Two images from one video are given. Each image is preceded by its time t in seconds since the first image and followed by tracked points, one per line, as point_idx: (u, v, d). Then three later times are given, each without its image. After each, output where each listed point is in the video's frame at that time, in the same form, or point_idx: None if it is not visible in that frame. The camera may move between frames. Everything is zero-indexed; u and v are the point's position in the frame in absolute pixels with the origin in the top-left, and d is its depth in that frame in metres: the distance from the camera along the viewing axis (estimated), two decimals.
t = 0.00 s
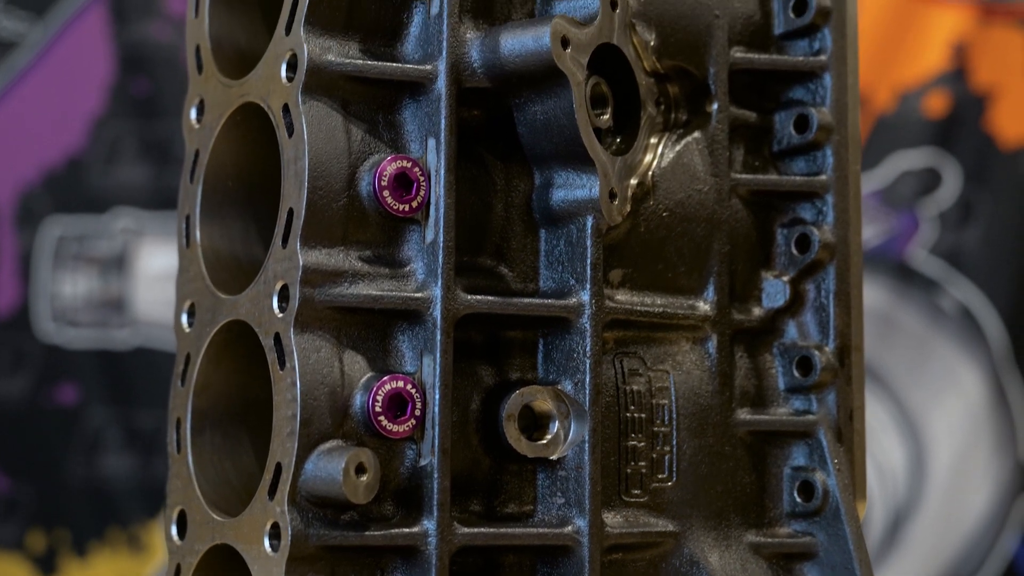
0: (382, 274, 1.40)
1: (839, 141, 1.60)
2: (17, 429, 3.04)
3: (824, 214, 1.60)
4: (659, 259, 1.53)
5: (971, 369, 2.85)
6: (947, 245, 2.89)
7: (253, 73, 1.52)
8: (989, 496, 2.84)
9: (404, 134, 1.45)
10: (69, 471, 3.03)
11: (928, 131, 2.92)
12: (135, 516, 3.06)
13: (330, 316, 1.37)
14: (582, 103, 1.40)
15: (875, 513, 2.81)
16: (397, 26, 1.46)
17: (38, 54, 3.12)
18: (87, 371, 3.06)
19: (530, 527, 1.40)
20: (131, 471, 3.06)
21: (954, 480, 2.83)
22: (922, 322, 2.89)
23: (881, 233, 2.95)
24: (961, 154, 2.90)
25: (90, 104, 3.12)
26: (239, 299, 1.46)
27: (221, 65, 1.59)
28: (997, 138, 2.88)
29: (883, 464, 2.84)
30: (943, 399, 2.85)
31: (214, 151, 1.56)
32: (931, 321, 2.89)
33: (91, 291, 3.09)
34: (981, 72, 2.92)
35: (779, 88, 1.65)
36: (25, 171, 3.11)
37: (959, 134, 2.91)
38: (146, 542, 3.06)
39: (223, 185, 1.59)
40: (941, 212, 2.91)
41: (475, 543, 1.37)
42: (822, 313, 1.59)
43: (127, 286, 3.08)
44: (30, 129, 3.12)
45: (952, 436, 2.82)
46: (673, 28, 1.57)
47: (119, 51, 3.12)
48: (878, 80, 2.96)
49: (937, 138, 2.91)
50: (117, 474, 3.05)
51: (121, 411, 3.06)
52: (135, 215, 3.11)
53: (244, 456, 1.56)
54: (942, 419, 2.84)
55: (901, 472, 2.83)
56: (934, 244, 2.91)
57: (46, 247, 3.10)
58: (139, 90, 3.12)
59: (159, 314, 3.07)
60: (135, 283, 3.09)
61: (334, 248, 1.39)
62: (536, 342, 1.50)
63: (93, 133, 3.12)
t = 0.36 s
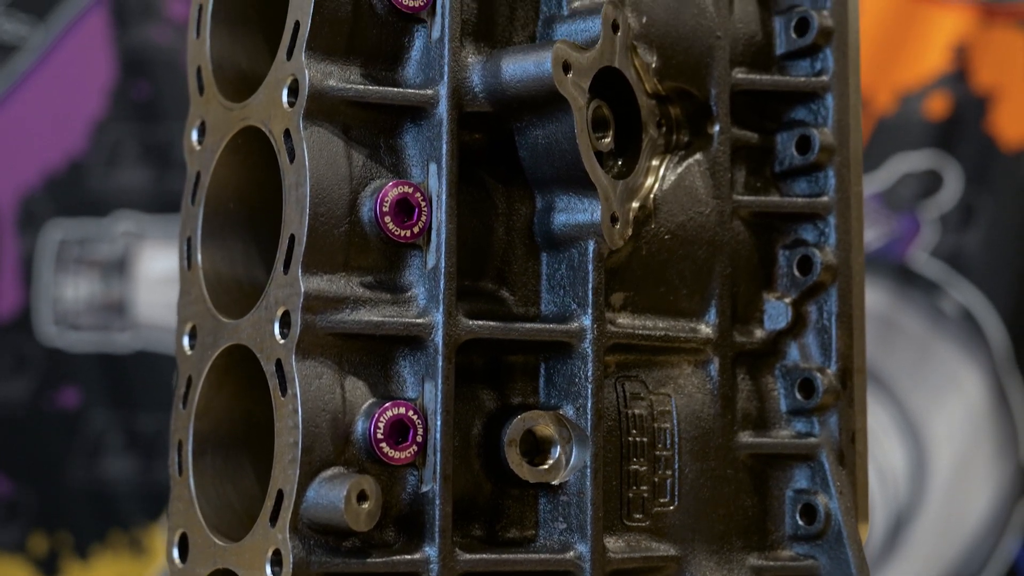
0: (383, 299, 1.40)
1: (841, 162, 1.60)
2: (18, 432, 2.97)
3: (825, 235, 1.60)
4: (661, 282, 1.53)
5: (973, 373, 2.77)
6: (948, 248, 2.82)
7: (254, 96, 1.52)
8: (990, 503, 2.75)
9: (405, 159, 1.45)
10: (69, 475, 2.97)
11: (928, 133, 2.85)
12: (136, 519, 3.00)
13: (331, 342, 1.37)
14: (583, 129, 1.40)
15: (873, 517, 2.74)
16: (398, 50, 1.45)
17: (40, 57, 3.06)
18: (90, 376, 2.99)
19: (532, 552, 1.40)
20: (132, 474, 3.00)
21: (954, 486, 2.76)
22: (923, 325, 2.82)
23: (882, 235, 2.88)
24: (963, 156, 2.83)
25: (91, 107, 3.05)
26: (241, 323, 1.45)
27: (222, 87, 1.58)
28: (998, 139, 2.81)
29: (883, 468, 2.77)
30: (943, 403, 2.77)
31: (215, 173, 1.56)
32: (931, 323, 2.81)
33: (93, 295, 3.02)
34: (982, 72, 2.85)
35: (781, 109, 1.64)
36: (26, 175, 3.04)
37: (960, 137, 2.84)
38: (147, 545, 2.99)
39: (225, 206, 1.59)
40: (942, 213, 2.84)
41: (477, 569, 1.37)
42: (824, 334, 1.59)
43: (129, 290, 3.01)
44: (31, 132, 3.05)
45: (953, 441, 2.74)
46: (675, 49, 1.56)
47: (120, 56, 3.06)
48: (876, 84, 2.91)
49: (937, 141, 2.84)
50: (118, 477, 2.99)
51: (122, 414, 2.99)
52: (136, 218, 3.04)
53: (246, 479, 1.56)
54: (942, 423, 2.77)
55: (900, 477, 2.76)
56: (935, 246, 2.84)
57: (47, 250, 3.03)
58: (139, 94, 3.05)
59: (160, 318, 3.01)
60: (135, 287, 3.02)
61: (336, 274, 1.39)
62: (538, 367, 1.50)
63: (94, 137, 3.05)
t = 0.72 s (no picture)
0: (387, 325, 1.40)
1: (845, 184, 1.59)
2: (20, 436, 2.81)
3: (829, 257, 1.59)
4: (664, 305, 1.52)
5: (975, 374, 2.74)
6: (950, 249, 2.79)
7: (257, 119, 1.52)
8: (993, 503, 2.74)
9: (408, 185, 1.44)
10: (73, 476, 2.81)
11: (931, 135, 2.83)
12: (139, 520, 2.83)
13: (335, 369, 1.37)
14: (586, 154, 1.40)
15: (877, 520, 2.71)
16: (401, 75, 1.45)
17: (41, 60, 2.89)
18: (93, 380, 2.83)
19: None
20: (134, 476, 2.83)
21: (957, 487, 2.73)
22: (925, 326, 2.79)
23: (884, 237, 2.85)
24: (966, 157, 2.80)
25: (94, 111, 2.89)
26: (244, 347, 1.45)
27: (225, 109, 1.59)
28: (1001, 140, 2.79)
29: (886, 471, 2.74)
30: (946, 404, 2.75)
31: (217, 195, 1.56)
32: (933, 325, 2.78)
33: (95, 298, 2.86)
34: (985, 73, 2.83)
35: (784, 129, 1.63)
36: (26, 178, 2.87)
37: (963, 137, 2.81)
38: (150, 547, 2.83)
39: (228, 227, 1.58)
40: (944, 215, 2.81)
41: None
42: (828, 357, 1.58)
43: (132, 292, 2.86)
44: (31, 133, 2.88)
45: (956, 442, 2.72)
46: (678, 71, 1.55)
47: (122, 58, 2.90)
48: (878, 85, 2.87)
49: (940, 143, 2.82)
50: (121, 477, 2.82)
51: (125, 416, 2.83)
52: (138, 220, 2.88)
53: (250, 502, 1.55)
54: (944, 424, 2.74)
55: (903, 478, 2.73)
56: (937, 248, 2.81)
57: (50, 254, 2.87)
58: (141, 96, 2.89)
59: (163, 321, 2.86)
60: (139, 290, 2.87)
61: (339, 301, 1.38)
62: (541, 391, 1.50)
63: (97, 140, 2.89)
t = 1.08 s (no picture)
0: (390, 352, 1.40)
1: (849, 207, 1.59)
2: (26, 440, 2.77)
3: (833, 280, 1.59)
4: (668, 328, 1.52)
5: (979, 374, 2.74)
6: (954, 250, 2.79)
7: (260, 144, 1.52)
8: (996, 502, 2.74)
9: (411, 211, 1.44)
10: (79, 477, 2.78)
11: (935, 135, 2.82)
12: (144, 521, 2.80)
13: (338, 397, 1.37)
14: (589, 180, 1.40)
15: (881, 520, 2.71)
16: (403, 100, 1.45)
17: (43, 61, 2.86)
18: (96, 381, 2.79)
19: None
20: (140, 477, 2.80)
21: (961, 487, 2.73)
22: (930, 327, 2.79)
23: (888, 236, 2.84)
24: (971, 158, 2.80)
25: (96, 112, 2.85)
26: (247, 373, 1.46)
27: (227, 133, 1.59)
28: (1006, 140, 2.78)
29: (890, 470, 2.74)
30: (949, 404, 2.75)
31: (219, 219, 1.57)
32: (938, 325, 2.78)
33: (99, 300, 2.82)
34: (991, 73, 2.82)
35: (788, 151, 1.63)
36: (29, 180, 2.85)
37: (968, 137, 2.81)
38: (156, 548, 2.80)
39: (231, 251, 1.59)
40: (949, 215, 2.81)
41: None
42: (831, 379, 1.58)
43: (136, 293, 2.82)
44: (34, 135, 2.85)
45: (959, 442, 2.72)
46: (681, 94, 1.55)
47: (124, 59, 2.86)
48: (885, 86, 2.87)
49: (944, 143, 2.82)
50: (127, 479, 2.79)
51: (130, 417, 2.80)
52: (142, 221, 2.85)
53: (254, 525, 1.55)
54: (948, 423, 2.75)
55: (907, 478, 2.73)
56: (942, 248, 2.81)
57: (53, 255, 2.84)
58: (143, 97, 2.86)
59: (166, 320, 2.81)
60: (143, 291, 2.83)
61: (343, 328, 1.38)
62: (544, 416, 1.49)
63: (99, 142, 2.85)
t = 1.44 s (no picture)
0: (393, 379, 1.39)
1: (853, 229, 1.59)
2: (30, 443, 2.78)
3: (837, 302, 1.59)
4: (672, 352, 1.52)
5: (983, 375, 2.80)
6: (959, 250, 2.84)
7: (263, 169, 1.52)
8: (999, 501, 2.81)
9: (414, 237, 1.44)
10: (83, 480, 2.79)
11: (939, 136, 2.86)
12: (148, 523, 2.82)
13: (341, 425, 1.37)
14: (593, 206, 1.40)
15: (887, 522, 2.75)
16: (406, 125, 1.45)
17: (46, 63, 2.86)
18: (100, 382, 2.81)
19: None
20: (144, 480, 2.82)
21: (965, 487, 2.79)
22: (933, 328, 2.82)
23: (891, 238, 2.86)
24: (973, 158, 2.85)
25: (99, 115, 2.86)
26: (251, 399, 1.46)
27: (230, 157, 1.58)
28: (1009, 143, 2.85)
29: (896, 473, 2.77)
30: (953, 406, 2.80)
31: (222, 244, 1.57)
32: (942, 326, 2.82)
33: (101, 302, 2.83)
34: (993, 75, 2.88)
35: (792, 173, 1.63)
36: (32, 183, 2.84)
37: (971, 138, 2.86)
38: (160, 550, 2.82)
39: (233, 274, 1.58)
40: (952, 216, 2.85)
41: None
42: (835, 403, 1.58)
43: (139, 295, 2.84)
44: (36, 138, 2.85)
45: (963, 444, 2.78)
46: (685, 116, 1.55)
47: (127, 62, 2.87)
48: (888, 86, 2.88)
49: (948, 143, 2.85)
50: (131, 482, 2.81)
51: (134, 420, 2.81)
52: (145, 224, 2.86)
53: (257, 547, 1.55)
54: (952, 425, 2.80)
55: (912, 480, 2.77)
56: (946, 249, 2.85)
57: (56, 257, 2.84)
58: (145, 100, 2.87)
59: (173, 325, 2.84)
60: (146, 293, 2.85)
61: (346, 356, 1.38)
62: (549, 441, 1.49)
63: (102, 145, 2.86)
